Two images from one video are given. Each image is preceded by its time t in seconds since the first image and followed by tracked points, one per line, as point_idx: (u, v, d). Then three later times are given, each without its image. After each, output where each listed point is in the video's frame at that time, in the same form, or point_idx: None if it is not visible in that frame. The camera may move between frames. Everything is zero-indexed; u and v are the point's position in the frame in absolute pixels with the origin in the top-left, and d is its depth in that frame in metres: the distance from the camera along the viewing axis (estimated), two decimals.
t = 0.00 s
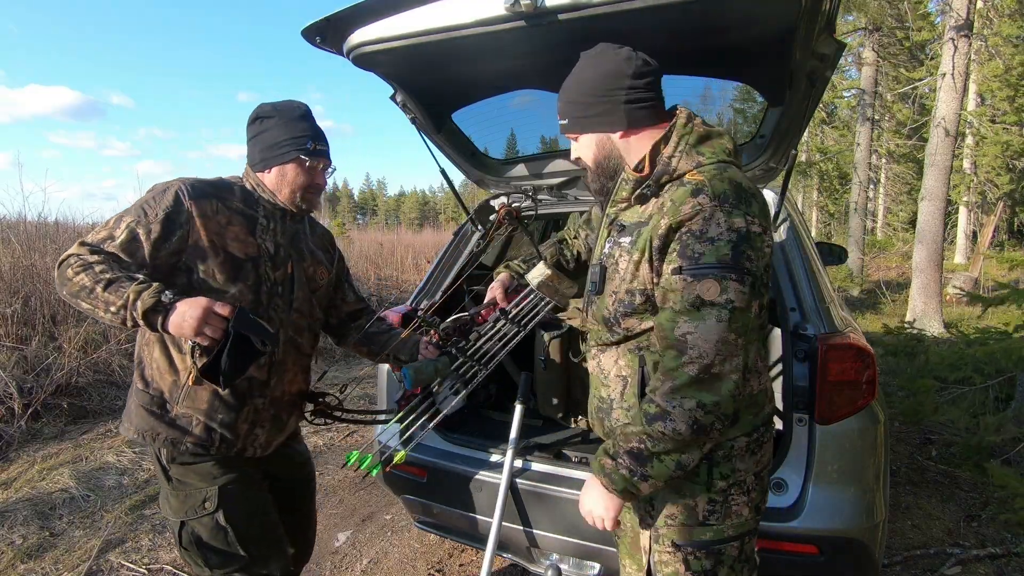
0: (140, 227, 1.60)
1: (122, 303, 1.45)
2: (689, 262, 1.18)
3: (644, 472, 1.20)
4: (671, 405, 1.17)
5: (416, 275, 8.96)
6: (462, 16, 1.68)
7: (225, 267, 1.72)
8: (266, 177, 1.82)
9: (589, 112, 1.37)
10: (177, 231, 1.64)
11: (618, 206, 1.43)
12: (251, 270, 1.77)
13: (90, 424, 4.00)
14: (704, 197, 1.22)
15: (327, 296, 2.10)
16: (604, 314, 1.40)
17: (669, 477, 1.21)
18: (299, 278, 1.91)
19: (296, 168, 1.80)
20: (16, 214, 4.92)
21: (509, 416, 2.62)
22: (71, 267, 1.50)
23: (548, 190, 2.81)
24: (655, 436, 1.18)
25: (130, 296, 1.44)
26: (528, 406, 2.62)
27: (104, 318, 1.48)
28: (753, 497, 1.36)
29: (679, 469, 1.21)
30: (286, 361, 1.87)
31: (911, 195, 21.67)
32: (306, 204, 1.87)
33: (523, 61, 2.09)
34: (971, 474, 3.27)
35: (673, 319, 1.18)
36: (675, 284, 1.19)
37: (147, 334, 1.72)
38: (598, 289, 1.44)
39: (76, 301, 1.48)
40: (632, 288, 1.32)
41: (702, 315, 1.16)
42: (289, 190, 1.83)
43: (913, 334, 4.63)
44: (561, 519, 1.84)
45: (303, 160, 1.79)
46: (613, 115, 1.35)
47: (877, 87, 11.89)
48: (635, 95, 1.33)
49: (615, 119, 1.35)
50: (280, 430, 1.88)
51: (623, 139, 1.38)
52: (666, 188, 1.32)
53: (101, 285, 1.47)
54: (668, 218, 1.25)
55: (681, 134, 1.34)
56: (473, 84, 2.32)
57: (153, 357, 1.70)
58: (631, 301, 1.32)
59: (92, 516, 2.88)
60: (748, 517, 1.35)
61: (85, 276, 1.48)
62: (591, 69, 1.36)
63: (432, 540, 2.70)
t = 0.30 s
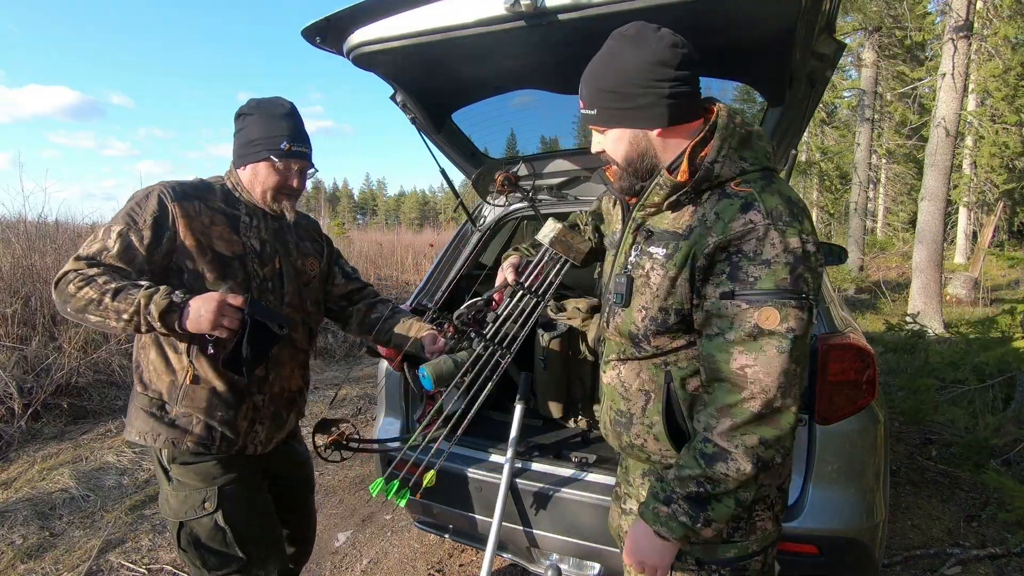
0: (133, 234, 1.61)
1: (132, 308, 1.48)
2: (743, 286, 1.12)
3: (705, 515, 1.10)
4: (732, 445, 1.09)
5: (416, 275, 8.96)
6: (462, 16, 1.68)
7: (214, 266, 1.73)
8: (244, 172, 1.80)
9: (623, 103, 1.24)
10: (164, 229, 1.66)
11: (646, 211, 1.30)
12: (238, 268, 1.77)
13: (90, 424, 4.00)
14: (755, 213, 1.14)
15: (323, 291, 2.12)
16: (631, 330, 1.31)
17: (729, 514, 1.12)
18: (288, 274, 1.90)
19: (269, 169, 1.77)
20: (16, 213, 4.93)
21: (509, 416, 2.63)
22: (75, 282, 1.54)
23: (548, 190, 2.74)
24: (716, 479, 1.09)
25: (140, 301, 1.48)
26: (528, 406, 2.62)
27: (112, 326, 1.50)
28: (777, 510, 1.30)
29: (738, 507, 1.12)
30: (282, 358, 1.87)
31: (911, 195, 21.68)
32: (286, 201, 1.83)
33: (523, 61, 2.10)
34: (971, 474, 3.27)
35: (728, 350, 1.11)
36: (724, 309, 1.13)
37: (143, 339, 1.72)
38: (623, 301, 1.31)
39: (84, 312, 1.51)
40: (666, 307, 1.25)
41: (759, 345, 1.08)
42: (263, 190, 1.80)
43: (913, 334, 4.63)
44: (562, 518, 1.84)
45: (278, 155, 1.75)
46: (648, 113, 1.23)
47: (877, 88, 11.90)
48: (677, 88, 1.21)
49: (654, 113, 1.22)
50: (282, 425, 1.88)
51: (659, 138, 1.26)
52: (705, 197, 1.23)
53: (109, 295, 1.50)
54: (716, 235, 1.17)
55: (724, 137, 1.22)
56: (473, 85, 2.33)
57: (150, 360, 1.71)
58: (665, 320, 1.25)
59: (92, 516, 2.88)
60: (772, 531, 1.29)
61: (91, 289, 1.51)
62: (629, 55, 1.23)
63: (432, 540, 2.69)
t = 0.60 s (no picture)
0: (132, 250, 1.58)
1: (159, 328, 1.51)
2: (786, 297, 1.03)
3: (745, 546, 1.04)
4: (774, 470, 1.02)
5: (416, 275, 8.96)
6: (461, 16, 1.68)
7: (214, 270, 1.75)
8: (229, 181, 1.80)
9: (659, 91, 1.16)
10: (162, 241, 1.65)
11: (676, 211, 1.28)
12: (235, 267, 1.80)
13: (90, 424, 4.00)
14: (800, 217, 1.06)
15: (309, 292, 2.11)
16: (654, 338, 1.27)
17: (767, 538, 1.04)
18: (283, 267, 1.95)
19: (258, 190, 1.76)
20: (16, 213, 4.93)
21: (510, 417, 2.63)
22: (86, 303, 1.52)
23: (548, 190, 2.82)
24: (757, 506, 1.03)
25: (166, 319, 1.51)
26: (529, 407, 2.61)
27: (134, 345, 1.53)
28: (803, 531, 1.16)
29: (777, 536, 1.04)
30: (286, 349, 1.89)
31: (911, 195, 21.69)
32: (274, 202, 1.79)
33: (523, 61, 2.09)
34: (971, 474, 3.28)
35: (770, 365, 1.03)
36: (766, 322, 1.05)
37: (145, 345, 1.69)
38: (650, 308, 1.26)
39: (103, 334, 1.51)
40: (694, 316, 1.21)
41: (806, 361, 0.99)
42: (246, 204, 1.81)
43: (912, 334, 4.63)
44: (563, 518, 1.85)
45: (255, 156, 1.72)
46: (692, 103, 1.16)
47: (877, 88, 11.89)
48: (714, 78, 1.16)
49: (693, 104, 1.17)
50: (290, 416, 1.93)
51: (697, 132, 1.20)
52: (744, 195, 1.19)
53: (129, 316, 1.51)
54: (758, 241, 1.10)
55: (764, 134, 1.19)
56: (474, 85, 2.32)
57: (157, 364, 1.68)
58: (694, 330, 1.21)
59: (92, 516, 2.88)
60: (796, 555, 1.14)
61: (108, 311, 1.51)
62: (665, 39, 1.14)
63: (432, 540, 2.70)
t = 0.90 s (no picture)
0: (165, 243, 1.63)
1: (197, 324, 1.59)
2: (833, 280, 0.97)
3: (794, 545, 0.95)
4: (832, 461, 0.94)
5: (416, 275, 8.95)
6: (461, 17, 1.68)
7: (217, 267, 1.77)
8: (233, 183, 1.87)
9: (681, 70, 1.17)
10: (189, 235, 1.69)
11: (696, 199, 1.25)
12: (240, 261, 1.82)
13: (90, 424, 4.00)
14: (838, 198, 1.02)
15: (290, 293, 2.12)
16: (677, 331, 1.24)
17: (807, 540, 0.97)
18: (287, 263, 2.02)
19: (266, 192, 1.87)
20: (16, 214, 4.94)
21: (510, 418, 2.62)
22: (121, 293, 1.54)
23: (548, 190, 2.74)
24: (809, 499, 0.95)
25: (205, 316, 1.60)
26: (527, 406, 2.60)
27: (166, 337, 1.57)
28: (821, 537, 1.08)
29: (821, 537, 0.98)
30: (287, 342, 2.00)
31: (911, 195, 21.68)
32: (278, 201, 1.90)
33: (523, 61, 2.09)
34: (971, 474, 3.28)
35: (822, 352, 0.96)
36: (812, 308, 0.99)
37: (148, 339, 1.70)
38: (674, 299, 1.24)
39: (136, 324, 1.54)
40: (726, 304, 1.16)
41: (859, 346, 0.93)
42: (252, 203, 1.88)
43: (913, 335, 4.63)
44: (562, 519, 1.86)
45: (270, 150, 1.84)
46: (708, 80, 1.17)
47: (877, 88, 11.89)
48: (737, 62, 1.16)
49: (714, 85, 1.17)
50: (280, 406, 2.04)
51: (715, 115, 1.21)
52: (772, 180, 1.15)
53: (167, 309, 1.56)
54: (799, 222, 1.05)
55: (790, 121, 1.17)
56: (473, 85, 2.33)
57: (163, 357, 1.70)
58: (725, 320, 1.16)
59: (92, 516, 2.88)
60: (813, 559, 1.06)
61: (144, 304, 1.54)
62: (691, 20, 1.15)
63: (432, 540, 2.69)
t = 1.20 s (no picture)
0: (171, 232, 1.64)
1: (207, 310, 1.61)
2: (837, 256, 1.03)
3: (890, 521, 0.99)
4: (886, 431, 0.98)
5: (416, 275, 8.95)
6: (462, 17, 1.68)
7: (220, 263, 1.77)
8: (233, 177, 1.88)
9: (656, 73, 1.21)
10: (193, 225, 1.70)
11: (687, 191, 1.24)
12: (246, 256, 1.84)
13: (89, 424, 4.00)
14: (824, 181, 1.09)
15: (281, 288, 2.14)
16: (682, 319, 1.23)
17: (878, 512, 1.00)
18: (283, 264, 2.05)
19: (266, 186, 1.89)
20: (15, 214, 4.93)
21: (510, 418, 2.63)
22: (132, 278, 1.54)
23: (548, 190, 2.63)
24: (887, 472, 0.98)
25: (214, 302, 1.62)
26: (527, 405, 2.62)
27: (175, 324, 1.58)
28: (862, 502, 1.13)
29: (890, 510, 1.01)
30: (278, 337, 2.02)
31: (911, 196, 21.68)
32: (281, 192, 1.94)
33: (524, 61, 2.09)
34: (971, 474, 3.28)
35: (841, 325, 1.00)
36: (820, 284, 1.03)
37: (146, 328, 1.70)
38: (675, 287, 1.23)
39: (146, 310, 1.55)
40: (728, 287, 1.18)
41: (870, 314, 0.99)
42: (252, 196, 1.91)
43: (912, 336, 4.64)
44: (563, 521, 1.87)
45: (268, 135, 1.86)
46: (682, 84, 1.19)
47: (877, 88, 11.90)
48: (712, 65, 1.18)
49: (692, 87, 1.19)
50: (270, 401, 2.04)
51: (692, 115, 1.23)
52: (757, 168, 1.19)
53: (178, 295, 1.57)
54: (796, 205, 1.10)
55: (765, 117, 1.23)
56: (473, 85, 2.33)
57: (159, 346, 1.71)
58: (730, 302, 1.17)
59: (92, 516, 2.88)
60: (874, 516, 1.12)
61: (156, 289, 1.55)
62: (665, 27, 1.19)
63: (432, 540, 2.69)
